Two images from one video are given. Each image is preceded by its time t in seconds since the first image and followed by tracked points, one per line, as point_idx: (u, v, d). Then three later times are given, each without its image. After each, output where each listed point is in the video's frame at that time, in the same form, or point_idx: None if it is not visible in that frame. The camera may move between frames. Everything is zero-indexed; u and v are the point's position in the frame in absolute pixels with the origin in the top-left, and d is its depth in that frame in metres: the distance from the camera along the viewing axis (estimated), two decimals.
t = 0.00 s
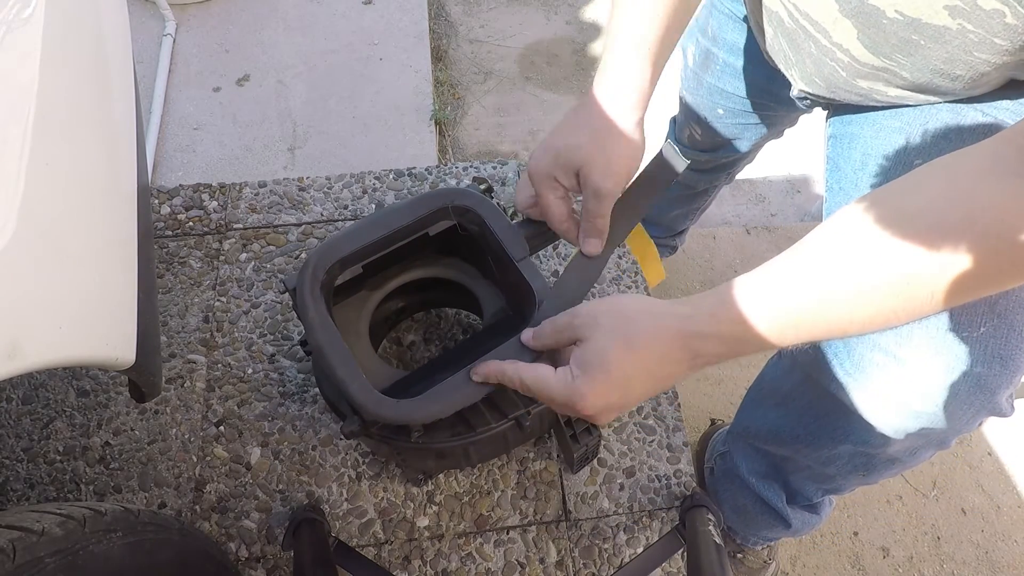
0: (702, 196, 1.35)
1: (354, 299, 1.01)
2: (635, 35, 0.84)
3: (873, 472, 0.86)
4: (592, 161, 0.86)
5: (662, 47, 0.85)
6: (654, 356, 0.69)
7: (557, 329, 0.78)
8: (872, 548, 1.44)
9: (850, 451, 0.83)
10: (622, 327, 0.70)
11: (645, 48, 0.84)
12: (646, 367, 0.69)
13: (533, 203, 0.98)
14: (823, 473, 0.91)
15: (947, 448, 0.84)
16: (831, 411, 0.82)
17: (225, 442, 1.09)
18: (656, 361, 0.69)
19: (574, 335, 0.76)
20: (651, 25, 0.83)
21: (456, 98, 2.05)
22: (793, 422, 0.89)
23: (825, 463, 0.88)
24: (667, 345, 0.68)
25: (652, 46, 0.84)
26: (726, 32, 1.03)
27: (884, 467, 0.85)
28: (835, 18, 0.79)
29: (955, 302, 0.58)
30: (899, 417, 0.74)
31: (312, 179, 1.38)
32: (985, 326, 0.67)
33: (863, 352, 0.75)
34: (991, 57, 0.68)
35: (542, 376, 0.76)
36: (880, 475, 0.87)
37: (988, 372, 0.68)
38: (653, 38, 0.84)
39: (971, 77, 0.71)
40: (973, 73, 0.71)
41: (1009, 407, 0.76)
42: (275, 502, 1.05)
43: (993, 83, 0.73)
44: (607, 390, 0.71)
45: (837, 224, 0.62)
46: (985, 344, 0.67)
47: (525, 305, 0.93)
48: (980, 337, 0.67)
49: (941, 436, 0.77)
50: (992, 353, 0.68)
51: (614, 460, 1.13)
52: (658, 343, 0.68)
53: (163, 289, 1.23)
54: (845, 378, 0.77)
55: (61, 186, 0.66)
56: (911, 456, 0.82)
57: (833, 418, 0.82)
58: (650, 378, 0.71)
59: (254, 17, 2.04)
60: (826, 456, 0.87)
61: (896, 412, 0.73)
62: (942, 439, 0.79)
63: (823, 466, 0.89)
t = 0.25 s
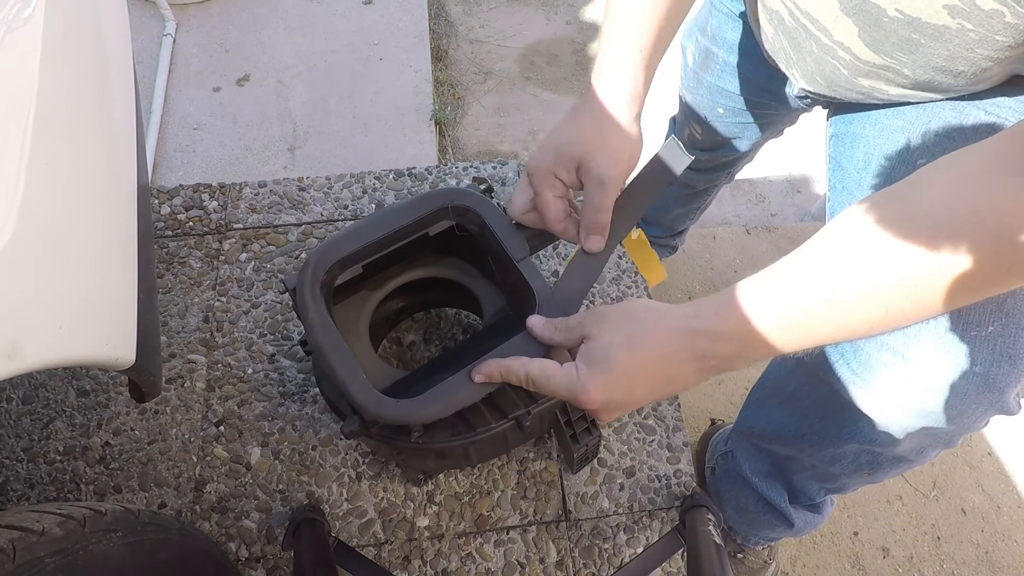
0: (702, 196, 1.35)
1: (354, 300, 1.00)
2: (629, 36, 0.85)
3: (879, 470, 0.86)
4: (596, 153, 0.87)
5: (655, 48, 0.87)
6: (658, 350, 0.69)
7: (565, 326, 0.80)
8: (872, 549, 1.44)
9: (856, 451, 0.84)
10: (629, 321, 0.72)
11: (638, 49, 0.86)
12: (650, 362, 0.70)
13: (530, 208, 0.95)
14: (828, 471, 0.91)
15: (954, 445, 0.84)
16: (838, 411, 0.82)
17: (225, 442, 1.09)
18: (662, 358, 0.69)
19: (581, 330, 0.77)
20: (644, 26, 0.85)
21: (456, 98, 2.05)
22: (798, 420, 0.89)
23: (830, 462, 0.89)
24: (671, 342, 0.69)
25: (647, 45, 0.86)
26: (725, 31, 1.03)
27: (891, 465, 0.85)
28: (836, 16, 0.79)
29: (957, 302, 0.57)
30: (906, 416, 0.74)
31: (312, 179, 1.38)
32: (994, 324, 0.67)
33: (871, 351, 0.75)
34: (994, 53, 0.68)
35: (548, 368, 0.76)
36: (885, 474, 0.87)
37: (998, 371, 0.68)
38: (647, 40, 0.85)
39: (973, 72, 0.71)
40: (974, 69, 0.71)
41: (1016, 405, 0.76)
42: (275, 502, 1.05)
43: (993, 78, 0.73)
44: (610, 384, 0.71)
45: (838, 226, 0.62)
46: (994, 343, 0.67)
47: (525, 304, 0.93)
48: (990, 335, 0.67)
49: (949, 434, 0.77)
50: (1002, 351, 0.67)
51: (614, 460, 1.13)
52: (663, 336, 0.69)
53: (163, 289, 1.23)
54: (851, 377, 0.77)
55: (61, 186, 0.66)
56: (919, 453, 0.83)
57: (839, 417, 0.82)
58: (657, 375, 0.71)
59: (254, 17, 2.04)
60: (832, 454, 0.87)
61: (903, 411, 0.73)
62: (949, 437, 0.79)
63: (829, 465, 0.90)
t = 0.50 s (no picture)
0: (700, 194, 1.35)
1: (354, 299, 1.00)
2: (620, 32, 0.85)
3: (880, 467, 0.86)
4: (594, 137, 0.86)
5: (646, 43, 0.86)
6: (659, 352, 0.69)
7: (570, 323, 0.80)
8: (872, 548, 1.44)
9: (859, 447, 0.84)
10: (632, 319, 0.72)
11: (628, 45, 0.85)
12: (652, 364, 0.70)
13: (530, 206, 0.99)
14: (829, 469, 0.91)
15: (957, 439, 0.84)
16: (839, 407, 0.82)
17: (225, 442, 1.09)
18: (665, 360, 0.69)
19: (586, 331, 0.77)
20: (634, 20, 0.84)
21: (456, 98, 2.05)
22: (800, 419, 0.89)
23: (831, 458, 0.88)
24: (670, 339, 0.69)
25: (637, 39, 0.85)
26: (717, 29, 1.03)
27: (891, 460, 0.84)
28: (830, 11, 0.78)
29: (957, 299, 0.58)
30: (909, 411, 0.74)
31: (312, 179, 1.38)
32: (994, 318, 0.67)
33: (871, 347, 0.75)
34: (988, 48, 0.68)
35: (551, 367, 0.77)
36: (886, 469, 0.87)
37: (999, 364, 0.68)
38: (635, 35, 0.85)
39: (968, 68, 0.71)
40: (968, 65, 0.71)
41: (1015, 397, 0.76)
42: (275, 502, 1.05)
43: (988, 73, 0.73)
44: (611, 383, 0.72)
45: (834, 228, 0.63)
46: (993, 336, 0.67)
47: (526, 304, 0.93)
48: (989, 328, 0.67)
49: (950, 429, 0.77)
50: (1002, 343, 0.67)
51: (614, 460, 1.13)
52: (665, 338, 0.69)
53: (163, 289, 1.23)
54: (853, 373, 0.78)
55: (61, 186, 0.66)
56: (921, 449, 0.82)
57: (840, 414, 0.82)
58: (660, 379, 0.71)
59: (254, 17, 2.04)
60: (833, 451, 0.87)
61: (906, 406, 0.74)
62: (950, 432, 0.79)
63: (829, 461, 0.89)
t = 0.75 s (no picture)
0: (699, 193, 1.35)
1: (354, 299, 1.00)
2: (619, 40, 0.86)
3: (881, 466, 0.86)
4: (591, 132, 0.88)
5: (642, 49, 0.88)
6: (660, 350, 0.69)
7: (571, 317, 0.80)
8: (872, 548, 1.44)
9: (861, 447, 0.83)
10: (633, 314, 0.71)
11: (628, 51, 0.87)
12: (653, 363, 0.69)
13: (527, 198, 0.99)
14: (830, 469, 0.91)
15: (956, 440, 0.83)
16: (840, 405, 0.81)
17: (225, 442, 1.09)
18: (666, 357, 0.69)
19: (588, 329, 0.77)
20: (632, 26, 0.85)
21: (456, 98, 2.05)
22: (800, 418, 0.88)
23: (831, 459, 0.88)
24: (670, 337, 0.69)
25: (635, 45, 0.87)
26: (713, 31, 1.03)
27: (892, 461, 0.84)
28: (827, 15, 0.78)
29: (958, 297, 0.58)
30: (910, 413, 0.74)
31: (312, 179, 1.38)
32: (995, 318, 0.67)
33: (872, 349, 0.75)
34: (982, 53, 0.68)
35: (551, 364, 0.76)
36: (887, 470, 0.86)
37: (999, 365, 0.68)
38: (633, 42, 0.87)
39: (962, 71, 0.71)
40: (962, 69, 0.71)
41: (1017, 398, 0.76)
42: (275, 502, 1.05)
43: (983, 74, 0.73)
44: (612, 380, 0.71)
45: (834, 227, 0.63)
46: (995, 337, 0.67)
47: (526, 303, 0.93)
48: (992, 330, 0.67)
49: (950, 429, 0.77)
50: (1002, 344, 0.67)
51: (614, 460, 1.13)
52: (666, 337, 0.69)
53: (163, 289, 1.23)
54: (853, 375, 0.78)
55: (61, 186, 0.66)
56: (921, 448, 0.82)
57: (841, 412, 0.82)
58: (658, 379, 0.70)
59: (254, 18, 2.04)
60: (834, 451, 0.86)
61: (907, 407, 0.74)
62: (950, 433, 0.79)
63: (829, 462, 0.89)
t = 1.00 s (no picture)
0: (698, 192, 1.35)
1: (354, 299, 1.00)
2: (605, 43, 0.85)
3: (880, 463, 0.86)
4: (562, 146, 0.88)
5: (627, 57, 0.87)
6: (661, 346, 0.69)
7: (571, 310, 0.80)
8: (872, 548, 1.44)
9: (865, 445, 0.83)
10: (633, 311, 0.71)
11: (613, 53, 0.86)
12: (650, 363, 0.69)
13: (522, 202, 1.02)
14: (829, 467, 0.91)
15: (954, 436, 0.83)
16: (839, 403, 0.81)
17: (225, 442, 1.09)
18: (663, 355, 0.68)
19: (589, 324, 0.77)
20: (614, 33, 0.85)
21: (456, 98, 2.05)
22: (800, 417, 0.88)
23: (831, 456, 0.88)
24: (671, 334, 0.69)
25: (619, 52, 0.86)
26: (710, 29, 1.03)
27: (891, 457, 0.84)
28: (823, 12, 0.79)
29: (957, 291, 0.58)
30: (910, 409, 0.74)
31: (312, 179, 1.38)
32: (991, 314, 0.67)
33: (870, 345, 0.75)
34: (977, 49, 0.68)
35: (549, 363, 0.76)
36: (886, 467, 0.87)
37: (997, 360, 0.68)
38: (617, 51, 0.86)
39: (958, 68, 0.72)
40: (959, 66, 0.71)
41: (1014, 393, 0.76)
42: (275, 502, 1.05)
43: (980, 69, 0.73)
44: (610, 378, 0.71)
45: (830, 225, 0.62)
46: (993, 333, 0.67)
47: (526, 304, 0.93)
48: (989, 324, 0.67)
49: (948, 425, 0.77)
50: (1000, 340, 0.67)
51: (613, 460, 1.13)
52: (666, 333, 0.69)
53: (164, 289, 1.23)
54: (851, 371, 0.78)
55: (60, 186, 0.66)
56: (922, 444, 0.81)
57: (841, 409, 0.81)
58: (655, 375, 0.71)
59: (254, 17, 2.04)
60: (833, 449, 0.86)
61: (907, 402, 0.73)
62: (948, 428, 0.79)
63: (829, 459, 0.89)
